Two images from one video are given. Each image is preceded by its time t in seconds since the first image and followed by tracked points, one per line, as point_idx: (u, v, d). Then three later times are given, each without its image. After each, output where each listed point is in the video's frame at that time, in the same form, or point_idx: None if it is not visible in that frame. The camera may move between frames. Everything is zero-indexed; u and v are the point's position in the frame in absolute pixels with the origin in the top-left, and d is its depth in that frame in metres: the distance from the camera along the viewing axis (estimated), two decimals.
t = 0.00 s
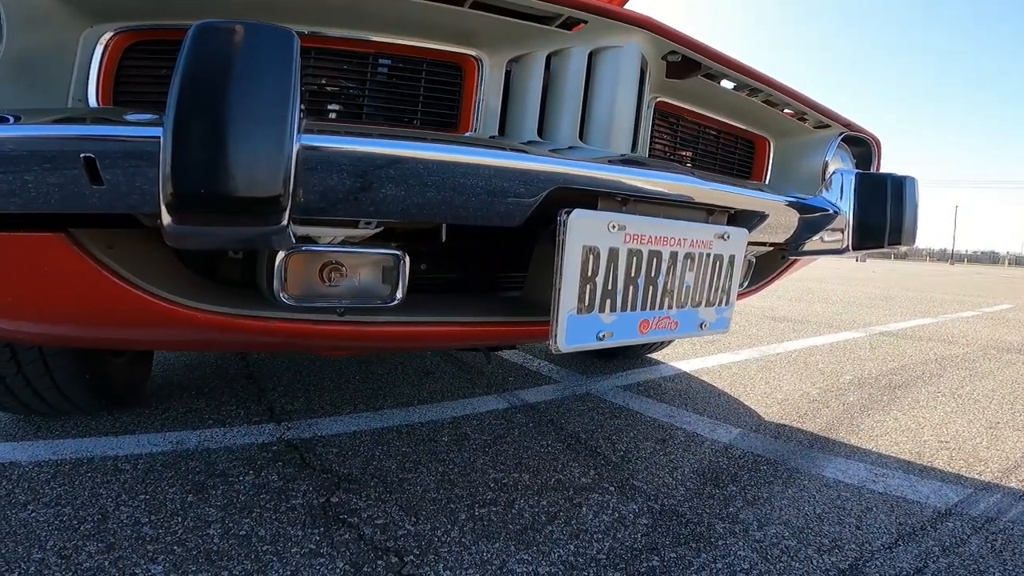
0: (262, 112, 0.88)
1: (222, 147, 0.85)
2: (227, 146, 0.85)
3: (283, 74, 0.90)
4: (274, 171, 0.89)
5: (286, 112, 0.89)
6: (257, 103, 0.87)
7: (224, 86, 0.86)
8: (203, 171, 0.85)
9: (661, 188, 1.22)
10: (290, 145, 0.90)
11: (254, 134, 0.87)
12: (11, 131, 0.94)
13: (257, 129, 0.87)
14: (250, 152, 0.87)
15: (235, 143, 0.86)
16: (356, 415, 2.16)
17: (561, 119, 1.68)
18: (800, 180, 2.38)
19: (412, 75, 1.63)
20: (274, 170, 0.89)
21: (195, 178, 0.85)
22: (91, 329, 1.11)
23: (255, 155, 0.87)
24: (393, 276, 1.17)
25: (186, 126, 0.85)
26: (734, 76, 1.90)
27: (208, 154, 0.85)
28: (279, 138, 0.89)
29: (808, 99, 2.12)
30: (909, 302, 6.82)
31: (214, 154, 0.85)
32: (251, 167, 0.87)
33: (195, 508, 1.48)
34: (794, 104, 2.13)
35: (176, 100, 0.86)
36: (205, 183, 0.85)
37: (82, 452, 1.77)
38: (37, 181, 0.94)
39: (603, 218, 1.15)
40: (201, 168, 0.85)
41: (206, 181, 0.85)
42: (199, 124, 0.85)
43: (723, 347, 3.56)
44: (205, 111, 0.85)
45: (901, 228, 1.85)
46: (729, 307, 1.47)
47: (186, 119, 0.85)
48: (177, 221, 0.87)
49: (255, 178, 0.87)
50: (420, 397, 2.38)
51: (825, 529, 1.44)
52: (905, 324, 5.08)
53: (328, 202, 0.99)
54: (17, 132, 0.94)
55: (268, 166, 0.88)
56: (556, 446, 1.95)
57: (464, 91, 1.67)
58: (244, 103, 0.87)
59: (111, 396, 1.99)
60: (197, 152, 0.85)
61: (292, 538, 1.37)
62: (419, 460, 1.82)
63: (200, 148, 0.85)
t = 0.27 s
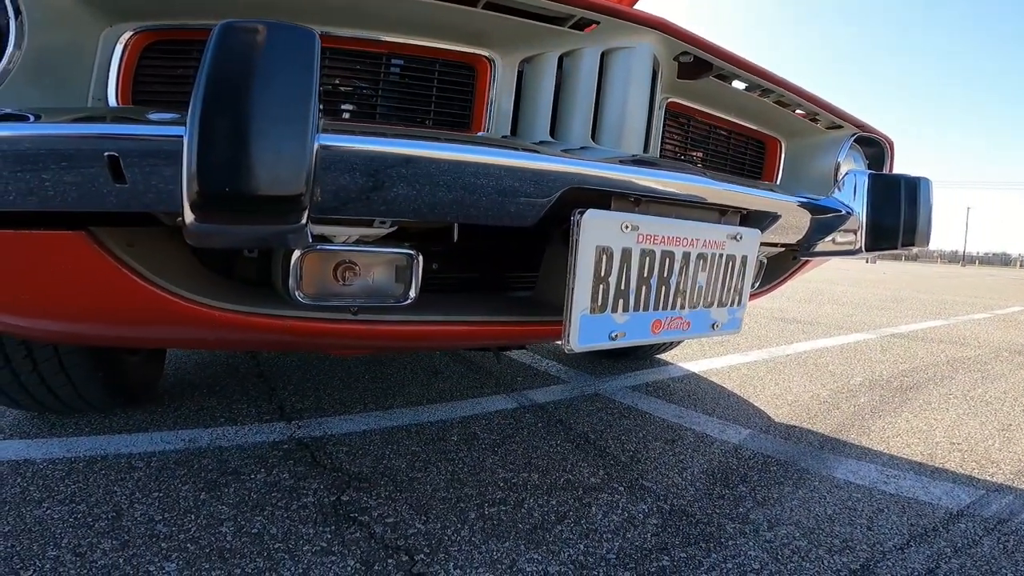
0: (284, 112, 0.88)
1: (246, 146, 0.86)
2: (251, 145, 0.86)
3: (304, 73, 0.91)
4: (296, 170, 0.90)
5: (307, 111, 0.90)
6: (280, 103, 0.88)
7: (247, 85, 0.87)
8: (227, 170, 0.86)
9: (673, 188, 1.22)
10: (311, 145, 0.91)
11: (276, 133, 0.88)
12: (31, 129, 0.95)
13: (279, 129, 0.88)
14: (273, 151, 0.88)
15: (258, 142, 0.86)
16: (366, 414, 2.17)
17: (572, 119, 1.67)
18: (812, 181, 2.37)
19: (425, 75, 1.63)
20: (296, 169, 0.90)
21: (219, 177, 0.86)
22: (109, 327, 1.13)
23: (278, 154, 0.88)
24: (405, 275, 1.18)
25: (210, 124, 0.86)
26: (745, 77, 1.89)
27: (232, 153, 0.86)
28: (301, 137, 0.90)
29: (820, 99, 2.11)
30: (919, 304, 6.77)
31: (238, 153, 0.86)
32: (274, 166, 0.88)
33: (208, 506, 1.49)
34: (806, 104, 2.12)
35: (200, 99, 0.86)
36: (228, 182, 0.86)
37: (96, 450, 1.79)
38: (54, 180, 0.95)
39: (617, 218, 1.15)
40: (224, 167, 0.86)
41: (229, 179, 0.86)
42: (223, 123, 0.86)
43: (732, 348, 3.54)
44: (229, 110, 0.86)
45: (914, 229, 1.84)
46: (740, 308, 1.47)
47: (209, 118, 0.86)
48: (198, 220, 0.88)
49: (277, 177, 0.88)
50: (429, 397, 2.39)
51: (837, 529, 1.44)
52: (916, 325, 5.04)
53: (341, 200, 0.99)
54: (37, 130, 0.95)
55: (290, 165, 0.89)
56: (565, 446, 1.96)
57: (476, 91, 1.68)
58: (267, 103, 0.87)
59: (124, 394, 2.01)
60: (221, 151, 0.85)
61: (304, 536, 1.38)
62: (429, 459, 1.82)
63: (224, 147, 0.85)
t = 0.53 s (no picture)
0: (300, 110, 0.89)
1: (262, 144, 0.86)
2: (267, 143, 0.86)
3: (319, 70, 0.91)
4: (311, 168, 0.90)
5: (322, 109, 0.90)
6: (295, 102, 0.89)
7: (262, 85, 0.87)
8: (243, 169, 0.86)
9: (684, 187, 1.21)
10: (326, 142, 0.92)
11: (292, 132, 0.88)
12: (45, 129, 0.96)
13: (295, 126, 0.88)
14: (288, 150, 0.88)
15: (274, 141, 0.87)
16: (375, 414, 2.17)
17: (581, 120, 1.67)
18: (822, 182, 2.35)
19: (435, 76, 1.63)
20: (311, 167, 0.90)
21: (235, 175, 0.86)
22: (122, 325, 1.13)
23: (294, 152, 0.88)
24: (416, 275, 1.18)
25: (226, 123, 0.86)
26: (756, 77, 1.88)
27: (248, 152, 0.86)
28: (316, 135, 0.90)
29: (830, 98, 2.09)
30: (931, 305, 6.71)
31: (254, 151, 0.86)
32: (290, 164, 0.88)
33: (218, 505, 1.50)
34: (817, 105, 2.10)
35: (216, 98, 0.86)
36: (245, 180, 0.86)
37: (108, 449, 1.80)
38: (68, 179, 0.95)
39: (628, 218, 1.15)
40: (240, 166, 0.86)
41: (246, 178, 0.86)
42: (239, 121, 0.86)
43: (742, 350, 3.52)
44: (245, 109, 0.86)
45: (928, 229, 1.83)
46: (752, 308, 1.46)
47: (226, 116, 0.86)
48: (212, 219, 0.88)
49: (293, 175, 0.89)
50: (437, 397, 2.39)
51: (849, 530, 1.43)
52: (928, 327, 5.00)
53: (350, 200, 0.99)
54: (51, 130, 0.96)
55: (305, 163, 0.89)
56: (574, 447, 1.95)
57: (485, 91, 1.68)
58: (283, 101, 0.88)
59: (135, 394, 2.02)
60: (237, 150, 0.86)
61: (313, 536, 1.38)
62: (437, 459, 1.82)
63: (240, 146, 0.86)
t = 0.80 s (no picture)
0: (313, 100, 0.88)
1: (276, 134, 0.85)
2: (281, 133, 0.85)
3: (332, 62, 0.90)
4: (324, 158, 0.89)
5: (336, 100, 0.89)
6: (308, 93, 0.87)
7: (275, 75, 0.86)
8: (256, 158, 0.85)
9: (698, 182, 1.20)
10: (339, 133, 0.90)
11: (306, 122, 0.87)
12: (56, 124, 0.96)
13: (308, 118, 0.87)
14: (302, 140, 0.87)
15: (288, 131, 0.86)
16: (384, 414, 2.16)
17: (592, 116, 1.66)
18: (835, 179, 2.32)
19: (444, 72, 1.62)
20: (324, 158, 0.89)
21: (248, 164, 0.85)
22: (134, 323, 1.13)
23: (307, 142, 0.87)
24: (427, 272, 1.18)
25: (240, 112, 0.85)
26: (768, 72, 1.86)
27: (262, 141, 0.85)
28: (330, 125, 0.89)
29: (843, 94, 2.07)
30: (943, 304, 6.64)
31: (267, 141, 0.85)
32: (303, 153, 0.87)
33: (229, 505, 1.49)
34: (830, 100, 2.08)
35: (230, 88, 0.85)
36: (258, 170, 0.85)
37: (119, 450, 1.80)
38: (79, 174, 0.95)
39: (643, 212, 1.13)
40: (253, 158, 0.85)
41: (259, 167, 0.85)
42: (253, 110, 0.85)
43: (752, 349, 3.49)
44: (258, 98, 0.85)
45: (947, 225, 1.79)
46: (768, 304, 1.44)
47: (239, 105, 0.85)
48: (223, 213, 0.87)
49: (306, 165, 0.87)
50: (446, 397, 2.38)
51: (868, 529, 1.40)
52: (941, 325, 4.94)
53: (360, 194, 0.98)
54: (61, 124, 0.95)
55: (318, 153, 0.88)
56: (585, 447, 1.93)
57: (495, 87, 1.66)
58: (296, 91, 0.87)
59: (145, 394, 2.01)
60: (251, 138, 0.84)
61: (324, 537, 1.37)
62: (448, 459, 1.81)
63: (253, 135, 0.85)
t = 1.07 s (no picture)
0: (345, 76, 0.79)
1: (303, 114, 0.77)
2: (308, 113, 0.77)
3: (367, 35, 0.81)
4: (355, 141, 0.80)
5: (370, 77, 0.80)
6: (334, 72, 0.78)
7: (298, 53, 0.77)
8: (280, 139, 0.76)
9: (724, 174, 1.16)
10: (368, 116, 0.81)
11: (336, 100, 0.78)
12: (67, 112, 0.93)
13: (334, 101, 0.78)
14: (326, 125, 0.77)
15: (311, 117, 0.77)
16: (398, 415, 2.13)
17: (611, 108, 1.61)
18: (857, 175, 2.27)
19: (461, 64, 1.58)
20: (352, 145, 0.79)
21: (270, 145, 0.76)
22: (145, 320, 1.09)
23: (337, 122, 0.78)
24: (446, 268, 1.16)
25: (264, 89, 0.77)
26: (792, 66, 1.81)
27: (287, 120, 0.76)
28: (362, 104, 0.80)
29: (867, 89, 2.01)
30: (960, 304, 6.54)
31: (293, 120, 0.77)
32: (331, 135, 0.78)
33: (242, 508, 1.46)
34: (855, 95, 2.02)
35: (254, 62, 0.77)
36: (281, 151, 0.77)
37: (131, 451, 1.78)
38: (90, 165, 0.92)
39: (673, 205, 1.10)
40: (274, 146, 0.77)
41: (282, 148, 0.77)
42: (278, 86, 0.77)
43: (769, 349, 3.44)
44: (284, 73, 0.77)
45: (980, 222, 1.75)
46: (799, 300, 1.40)
47: (263, 81, 0.77)
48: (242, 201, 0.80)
49: (335, 147, 0.78)
50: (460, 397, 2.34)
51: (903, 532, 1.36)
52: (959, 325, 4.86)
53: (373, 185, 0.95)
54: (73, 112, 0.92)
55: (349, 134, 0.79)
56: (603, 448, 1.89)
57: (513, 80, 1.62)
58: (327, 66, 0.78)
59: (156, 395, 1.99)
60: (275, 117, 0.76)
61: (339, 541, 1.34)
62: (463, 460, 1.77)
63: (278, 113, 0.76)
